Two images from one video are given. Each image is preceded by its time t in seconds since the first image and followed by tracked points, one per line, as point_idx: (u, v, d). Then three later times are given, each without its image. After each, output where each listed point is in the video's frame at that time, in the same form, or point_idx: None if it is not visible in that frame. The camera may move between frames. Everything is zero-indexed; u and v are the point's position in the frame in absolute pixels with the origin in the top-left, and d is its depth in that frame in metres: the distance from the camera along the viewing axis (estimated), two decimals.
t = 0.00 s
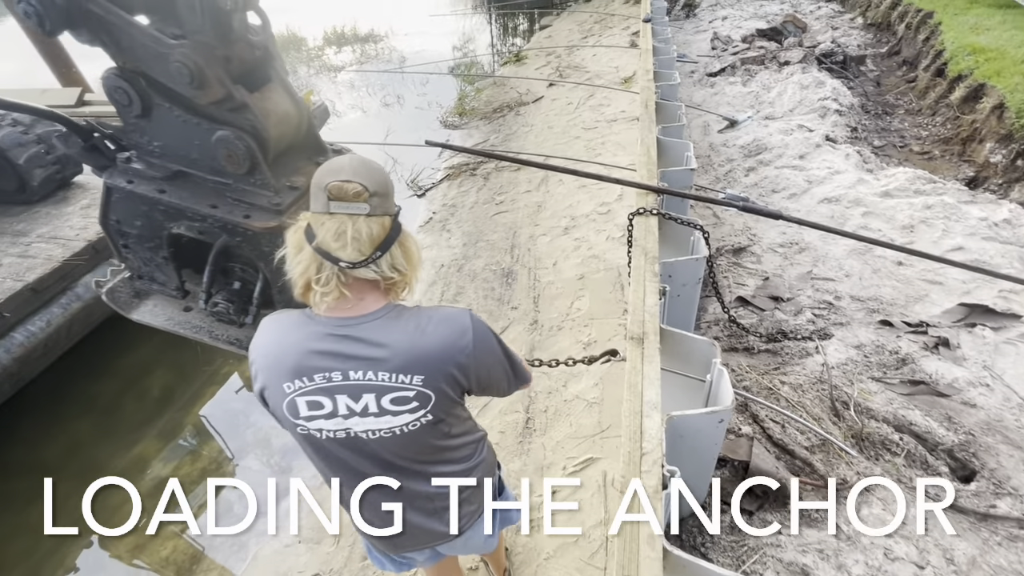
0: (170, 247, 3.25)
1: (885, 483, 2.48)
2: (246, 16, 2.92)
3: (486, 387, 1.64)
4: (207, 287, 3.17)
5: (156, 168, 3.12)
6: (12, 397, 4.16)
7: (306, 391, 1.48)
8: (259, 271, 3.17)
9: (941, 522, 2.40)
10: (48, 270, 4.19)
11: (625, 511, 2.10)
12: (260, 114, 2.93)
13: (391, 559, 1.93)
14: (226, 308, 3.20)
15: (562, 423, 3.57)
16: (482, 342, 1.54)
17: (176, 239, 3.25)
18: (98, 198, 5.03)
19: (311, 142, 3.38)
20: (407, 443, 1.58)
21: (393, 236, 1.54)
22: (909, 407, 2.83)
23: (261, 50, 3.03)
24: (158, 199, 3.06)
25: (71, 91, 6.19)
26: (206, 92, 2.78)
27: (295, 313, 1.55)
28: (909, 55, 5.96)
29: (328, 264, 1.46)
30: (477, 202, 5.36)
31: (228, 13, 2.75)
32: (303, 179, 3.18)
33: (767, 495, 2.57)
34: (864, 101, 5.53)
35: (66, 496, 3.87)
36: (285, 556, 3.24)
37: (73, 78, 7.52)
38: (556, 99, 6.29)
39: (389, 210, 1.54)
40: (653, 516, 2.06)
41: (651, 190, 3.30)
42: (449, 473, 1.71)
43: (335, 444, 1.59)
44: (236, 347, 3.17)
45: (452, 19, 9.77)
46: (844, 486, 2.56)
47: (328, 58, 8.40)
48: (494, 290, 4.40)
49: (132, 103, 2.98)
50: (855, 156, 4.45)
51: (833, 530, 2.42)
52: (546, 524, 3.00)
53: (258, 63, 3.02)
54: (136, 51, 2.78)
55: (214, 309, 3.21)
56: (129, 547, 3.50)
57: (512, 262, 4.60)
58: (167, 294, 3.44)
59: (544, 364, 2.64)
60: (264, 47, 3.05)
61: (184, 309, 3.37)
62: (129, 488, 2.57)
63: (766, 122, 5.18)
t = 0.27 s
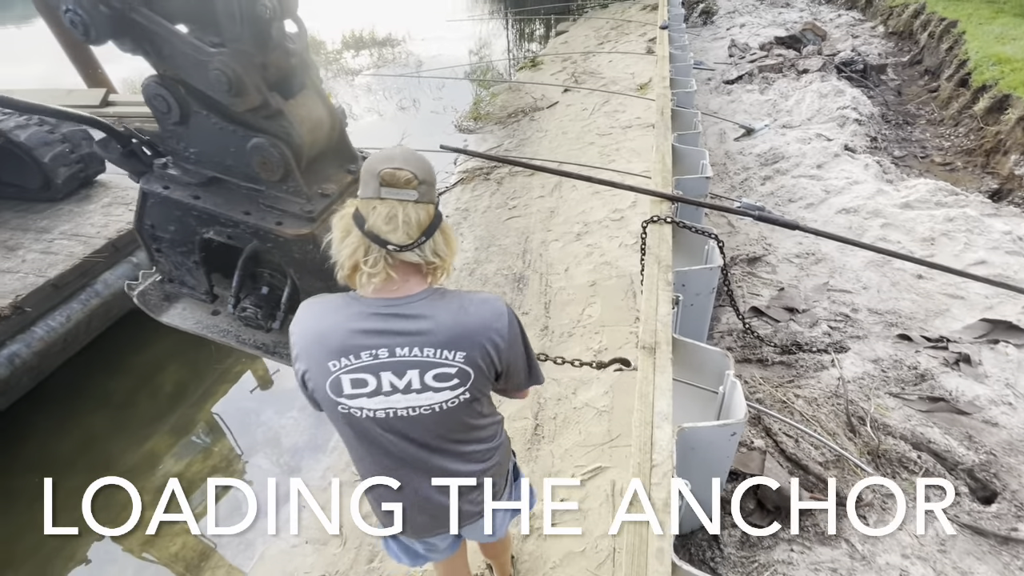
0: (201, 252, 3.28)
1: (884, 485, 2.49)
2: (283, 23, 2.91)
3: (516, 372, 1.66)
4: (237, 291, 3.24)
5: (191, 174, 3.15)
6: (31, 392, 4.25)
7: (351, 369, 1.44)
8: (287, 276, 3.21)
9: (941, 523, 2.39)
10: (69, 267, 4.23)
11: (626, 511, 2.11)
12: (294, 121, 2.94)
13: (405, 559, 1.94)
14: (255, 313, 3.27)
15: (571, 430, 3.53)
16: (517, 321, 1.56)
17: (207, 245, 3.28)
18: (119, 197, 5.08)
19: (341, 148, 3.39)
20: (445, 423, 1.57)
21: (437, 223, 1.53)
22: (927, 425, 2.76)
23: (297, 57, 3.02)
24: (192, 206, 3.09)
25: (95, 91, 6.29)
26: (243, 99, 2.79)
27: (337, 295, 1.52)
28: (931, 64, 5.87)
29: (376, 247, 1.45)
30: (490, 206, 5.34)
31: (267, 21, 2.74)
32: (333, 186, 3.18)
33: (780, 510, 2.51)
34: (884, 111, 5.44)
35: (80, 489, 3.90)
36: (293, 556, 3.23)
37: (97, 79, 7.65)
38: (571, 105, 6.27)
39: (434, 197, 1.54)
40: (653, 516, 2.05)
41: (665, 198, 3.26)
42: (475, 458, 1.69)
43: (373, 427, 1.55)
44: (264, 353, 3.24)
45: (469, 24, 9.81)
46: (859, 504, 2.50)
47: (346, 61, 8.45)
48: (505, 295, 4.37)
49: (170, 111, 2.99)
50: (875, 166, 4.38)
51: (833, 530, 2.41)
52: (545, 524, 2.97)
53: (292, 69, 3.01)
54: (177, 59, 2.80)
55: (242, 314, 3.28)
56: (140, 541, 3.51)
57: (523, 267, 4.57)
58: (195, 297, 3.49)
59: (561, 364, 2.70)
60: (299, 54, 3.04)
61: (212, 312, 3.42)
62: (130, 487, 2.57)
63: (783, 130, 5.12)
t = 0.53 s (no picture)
0: (224, 259, 3.32)
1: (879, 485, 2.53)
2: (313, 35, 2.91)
3: (536, 352, 1.74)
4: (257, 298, 3.22)
5: (218, 184, 3.17)
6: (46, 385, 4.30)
7: (399, 357, 1.43)
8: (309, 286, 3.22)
9: (940, 520, 2.41)
10: (87, 264, 4.27)
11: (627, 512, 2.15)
12: (321, 132, 2.94)
13: (416, 565, 1.92)
14: (275, 320, 3.25)
15: (578, 438, 3.49)
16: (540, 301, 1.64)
17: (230, 252, 3.31)
18: (138, 196, 5.13)
19: (365, 158, 3.38)
20: (482, 406, 1.59)
21: (474, 216, 1.56)
22: (943, 442, 2.69)
23: (325, 69, 3.02)
24: (217, 215, 3.10)
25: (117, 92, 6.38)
26: (271, 111, 2.80)
27: (371, 289, 1.50)
28: (952, 74, 5.78)
29: (416, 236, 1.48)
30: (501, 211, 5.33)
31: (297, 34, 2.71)
32: (358, 197, 3.14)
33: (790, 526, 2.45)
34: (902, 121, 5.36)
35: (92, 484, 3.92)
36: (298, 557, 3.23)
37: (120, 80, 7.77)
38: (584, 111, 6.25)
39: (471, 192, 1.57)
40: (653, 515, 2.05)
41: (678, 206, 3.22)
42: (500, 443, 1.73)
43: (414, 419, 1.53)
44: (285, 359, 3.25)
45: (484, 29, 9.84)
46: (871, 522, 2.44)
47: (362, 65, 8.50)
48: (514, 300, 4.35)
49: (200, 121, 3.01)
50: (892, 177, 4.31)
51: (832, 530, 2.41)
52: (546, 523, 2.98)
53: (321, 81, 3.01)
54: (208, 71, 2.83)
55: (263, 321, 3.27)
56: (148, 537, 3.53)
57: (533, 272, 4.55)
58: (217, 304, 3.55)
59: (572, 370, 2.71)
60: (327, 66, 3.04)
61: (232, 318, 3.47)
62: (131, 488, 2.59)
63: (799, 139, 5.06)
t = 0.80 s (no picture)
0: (247, 262, 3.18)
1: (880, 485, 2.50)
2: (341, 40, 2.76)
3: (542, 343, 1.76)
4: (280, 303, 3.08)
5: (243, 188, 3.01)
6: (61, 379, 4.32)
7: (427, 355, 1.40)
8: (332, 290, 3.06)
9: (940, 522, 2.40)
10: (104, 260, 4.31)
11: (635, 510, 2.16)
12: (347, 138, 2.78)
13: (427, 568, 1.87)
14: (297, 324, 3.14)
15: (585, 444, 3.45)
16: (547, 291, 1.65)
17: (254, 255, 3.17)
18: (155, 195, 5.16)
19: (389, 164, 3.20)
20: (501, 399, 1.58)
21: (486, 215, 1.52)
22: (959, 459, 2.64)
23: (352, 75, 2.87)
24: (243, 219, 2.97)
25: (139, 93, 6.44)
26: (299, 116, 2.65)
27: (386, 291, 1.45)
28: (972, 83, 5.69)
29: (429, 232, 1.44)
30: (512, 215, 5.32)
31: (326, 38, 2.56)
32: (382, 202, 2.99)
33: (800, 540, 2.39)
34: (920, 130, 5.28)
35: (102, 478, 3.93)
36: (303, 557, 3.23)
37: (142, 81, 7.88)
38: (597, 116, 6.23)
39: (484, 191, 1.54)
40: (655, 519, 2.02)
41: (690, 213, 3.19)
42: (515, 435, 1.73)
43: (438, 418, 1.50)
44: (304, 364, 3.11)
45: (499, 34, 9.87)
46: (884, 538, 2.38)
47: (377, 68, 8.54)
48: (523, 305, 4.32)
49: (228, 126, 2.84)
50: (909, 187, 4.24)
51: (832, 530, 2.38)
52: (546, 524, 2.98)
53: (348, 86, 2.85)
54: (237, 77, 2.68)
55: (285, 324, 3.14)
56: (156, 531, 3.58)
57: (543, 276, 4.52)
58: (240, 306, 3.40)
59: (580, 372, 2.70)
60: (354, 71, 2.89)
61: (254, 321, 3.33)
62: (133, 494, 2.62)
63: (814, 147, 5.01)
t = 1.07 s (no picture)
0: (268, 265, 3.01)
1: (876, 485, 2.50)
2: (365, 47, 2.68)
3: (543, 349, 1.75)
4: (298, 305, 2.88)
5: (266, 192, 2.90)
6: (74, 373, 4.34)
7: (431, 362, 1.39)
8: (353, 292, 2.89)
9: (939, 521, 2.39)
10: (119, 257, 4.33)
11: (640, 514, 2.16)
12: (370, 143, 2.69)
13: None
14: (316, 327, 2.93)
15: (590, 451, 3.41)
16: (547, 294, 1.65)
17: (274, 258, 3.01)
18: (170, 194, 5.19)
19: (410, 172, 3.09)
20: (505, 404, 1.57)
21: (485, 219, 1.49)
22: (973, 476, 2.58)
23: (376, 80, 2.77)
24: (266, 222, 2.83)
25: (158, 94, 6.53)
26: (323, 121, 2.56)
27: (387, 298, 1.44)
28: (992, 93, 5.59)
29: (427, 238, 1.42)
30: (522, 219, 5.30)
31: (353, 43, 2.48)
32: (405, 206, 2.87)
33: (807, 554, 2.35)
34: (938, 140, 5.19)
35: (112, 472, 3.98)
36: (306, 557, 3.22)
37: (161, 82, 8.01)
38: (609, 122, 6.21)
39: (484, 195, 1.51)
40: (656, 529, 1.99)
41: (701, 220, 3.15)
42: (519, 442, 1.71)
43: (443, 425, 1.48)
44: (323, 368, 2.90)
45: (513, 40, 9.90)
46: (894, 555, 2.32)
47: (392, 72, 8.59)
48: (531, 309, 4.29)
49: (253, 131, 2.75)
50: (925, 197, 4.17)
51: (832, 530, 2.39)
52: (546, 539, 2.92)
53: (371, 93, 2.76)
54: (263, 83, 2.59)
55: (303, 327, 2.94)
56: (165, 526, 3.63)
57: (552, 281, 4.50)
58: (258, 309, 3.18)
59: (585, 374, 2.64)
60: (378, 77, 2.79)
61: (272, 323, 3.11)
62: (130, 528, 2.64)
63: (828, 156, 4.95)
